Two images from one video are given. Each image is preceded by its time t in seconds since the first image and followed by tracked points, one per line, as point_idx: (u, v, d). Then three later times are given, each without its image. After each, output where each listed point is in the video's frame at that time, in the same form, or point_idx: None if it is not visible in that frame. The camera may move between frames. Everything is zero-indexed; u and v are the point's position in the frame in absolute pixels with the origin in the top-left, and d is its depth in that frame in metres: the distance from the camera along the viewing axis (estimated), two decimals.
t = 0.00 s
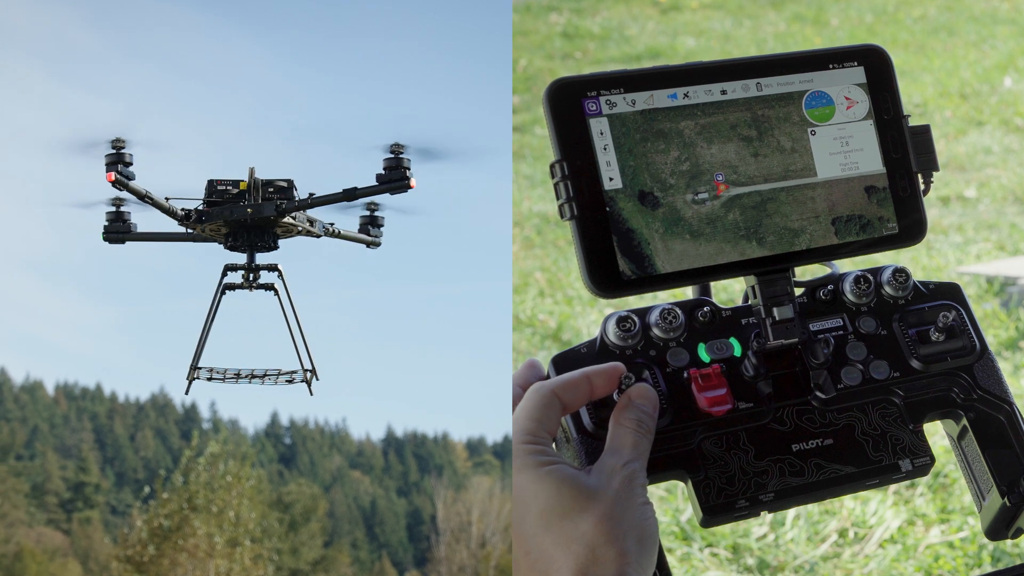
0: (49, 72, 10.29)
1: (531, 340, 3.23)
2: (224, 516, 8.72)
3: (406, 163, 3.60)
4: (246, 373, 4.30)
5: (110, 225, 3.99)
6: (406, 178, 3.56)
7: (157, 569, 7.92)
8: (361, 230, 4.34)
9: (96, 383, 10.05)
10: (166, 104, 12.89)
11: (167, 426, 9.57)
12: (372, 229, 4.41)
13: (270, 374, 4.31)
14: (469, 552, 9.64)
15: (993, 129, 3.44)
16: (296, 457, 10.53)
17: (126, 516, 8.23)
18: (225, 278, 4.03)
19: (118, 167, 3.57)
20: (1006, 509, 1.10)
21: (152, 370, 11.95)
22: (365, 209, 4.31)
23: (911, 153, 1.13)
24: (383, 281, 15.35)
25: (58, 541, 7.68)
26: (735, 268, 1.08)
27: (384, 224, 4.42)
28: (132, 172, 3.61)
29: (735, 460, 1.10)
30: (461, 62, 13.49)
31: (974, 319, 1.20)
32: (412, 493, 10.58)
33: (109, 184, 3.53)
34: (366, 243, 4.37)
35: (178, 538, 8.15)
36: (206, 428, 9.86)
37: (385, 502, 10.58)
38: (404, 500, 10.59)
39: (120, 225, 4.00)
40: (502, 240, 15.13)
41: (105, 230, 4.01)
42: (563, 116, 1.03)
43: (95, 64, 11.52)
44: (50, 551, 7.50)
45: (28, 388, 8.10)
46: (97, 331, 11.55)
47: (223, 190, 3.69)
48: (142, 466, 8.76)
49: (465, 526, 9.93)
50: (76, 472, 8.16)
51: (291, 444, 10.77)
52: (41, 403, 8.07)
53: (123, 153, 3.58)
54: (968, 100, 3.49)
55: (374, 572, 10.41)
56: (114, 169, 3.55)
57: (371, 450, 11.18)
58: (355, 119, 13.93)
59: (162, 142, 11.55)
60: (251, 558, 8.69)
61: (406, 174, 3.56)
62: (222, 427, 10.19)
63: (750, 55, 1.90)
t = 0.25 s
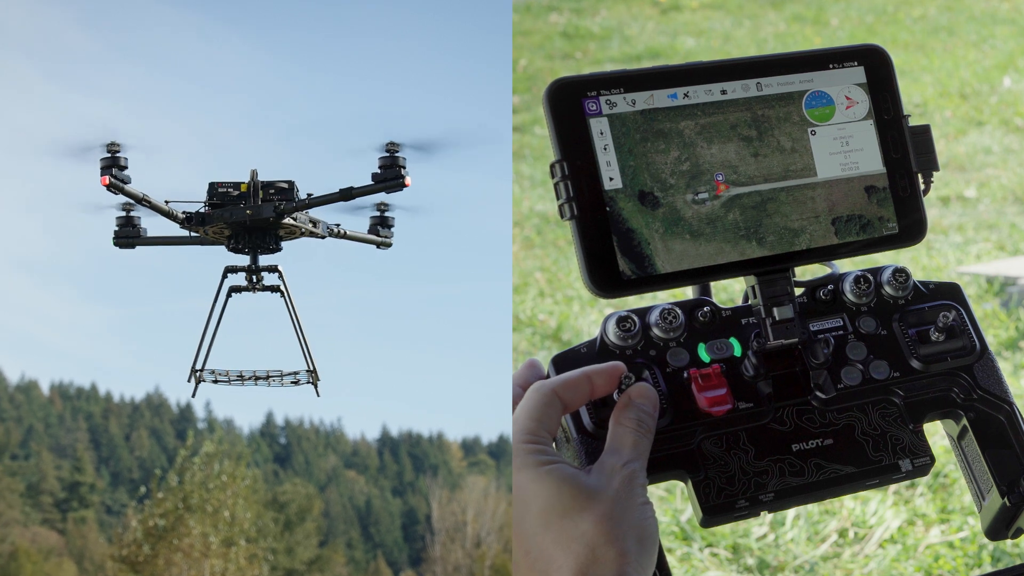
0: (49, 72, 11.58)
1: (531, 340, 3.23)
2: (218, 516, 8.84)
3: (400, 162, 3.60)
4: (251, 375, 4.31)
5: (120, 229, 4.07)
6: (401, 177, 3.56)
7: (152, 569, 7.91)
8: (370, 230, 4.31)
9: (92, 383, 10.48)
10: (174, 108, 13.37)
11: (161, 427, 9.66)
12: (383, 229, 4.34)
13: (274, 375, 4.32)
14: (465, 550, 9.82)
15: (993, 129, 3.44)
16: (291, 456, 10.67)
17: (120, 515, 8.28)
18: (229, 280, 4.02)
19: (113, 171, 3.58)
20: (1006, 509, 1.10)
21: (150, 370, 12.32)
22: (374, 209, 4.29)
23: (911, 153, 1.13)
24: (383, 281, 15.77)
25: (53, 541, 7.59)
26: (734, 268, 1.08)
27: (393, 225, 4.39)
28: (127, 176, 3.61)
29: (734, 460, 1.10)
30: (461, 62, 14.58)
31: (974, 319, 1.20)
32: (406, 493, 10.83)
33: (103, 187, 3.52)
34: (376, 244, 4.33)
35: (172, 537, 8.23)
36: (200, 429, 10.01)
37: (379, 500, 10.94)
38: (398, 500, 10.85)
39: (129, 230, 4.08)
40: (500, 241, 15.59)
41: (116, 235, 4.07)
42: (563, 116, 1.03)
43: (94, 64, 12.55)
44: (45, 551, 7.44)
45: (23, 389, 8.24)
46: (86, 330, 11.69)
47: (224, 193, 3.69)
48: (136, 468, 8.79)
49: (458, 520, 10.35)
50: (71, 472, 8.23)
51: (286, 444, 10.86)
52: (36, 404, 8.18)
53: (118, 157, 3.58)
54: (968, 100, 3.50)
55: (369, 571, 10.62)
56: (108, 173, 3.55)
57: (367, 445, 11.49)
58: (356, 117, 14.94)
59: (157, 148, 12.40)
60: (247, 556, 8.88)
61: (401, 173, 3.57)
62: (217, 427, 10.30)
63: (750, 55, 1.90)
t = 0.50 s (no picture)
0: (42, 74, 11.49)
1: (531, 340, 3.24)
2: (214, 510, 8.64)
3: (398, 162, 3.61)
4: (257, 378, 4.30)
5: (125, 235, 3.99)
6: (398, 176, 3.58)
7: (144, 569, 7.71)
8: (375, 230, 4.26)
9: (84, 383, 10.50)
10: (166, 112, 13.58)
11: (154, 426, 9.44)
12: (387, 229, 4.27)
13: (279, 377, 4.32)
14: (455, 550, 9.97)
15: (993, 129, 3.44)
16: (283, 456, 10.43)
17: (114, 514, 8.19)
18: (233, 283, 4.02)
19: (111, 177, 3.59)
20: (1006, 509, 1.10)
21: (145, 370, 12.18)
22: (379, 209, 4.23)
23: (912, 153, 1.13)
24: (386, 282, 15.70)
25: (45, 540, 7.65)
26: (734, 268, 1.08)
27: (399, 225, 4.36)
28: (125, 181, 3.62)
29: (735, 460, 1.10)
30: (461, 62, 14.36)
31: (975, 319, 1.20)
32: (399, 493, 10.71)
33: (102, 194, 3.56)
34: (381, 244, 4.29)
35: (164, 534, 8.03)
36: (193, 429, 9.79)
37: (373, 498, 10.73)
38: (390, 500, 10.68)
39: (135, 235, 3.99)
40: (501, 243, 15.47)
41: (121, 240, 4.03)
42: (563, 116, 1.03)
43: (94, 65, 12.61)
44: (37, 551, 7.48)
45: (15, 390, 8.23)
46: (74, 330, 11.58)
47: (224, 196, 3.67)
48: (130, 464, 8.74)
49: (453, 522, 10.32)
50: (64, 472, 8.17)
51: (278, 443, 10.65)
52: (28, 404, 8.22)
53: (115, 162, 3.60)
54: (968, 100, 3.50)
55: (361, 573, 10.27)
56: (106, 179, 3.58)
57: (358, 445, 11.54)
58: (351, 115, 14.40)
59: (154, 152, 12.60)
60: (241, 556, 8.73)
61: (399, 172, 3.58)
62: (209, 427, 10.14)
63: (750, 55, 1.90)
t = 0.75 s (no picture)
0: None
1: (530, 340, 3.24)
2: (202, 512, 8.10)
3: (397, 164, 3.62)
4: (261, 380, 4.30)
5: (131, 239, 3.92)
6: (397, 179, 3.57)
7: (135, 570, 7.41)
8: (380, 231, 4.24)
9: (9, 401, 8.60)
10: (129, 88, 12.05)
11: (145, 425, 8.83)
12: (391, 229, 4.26)
13: (282, 380, 4.33)
14: (451, 548, 9.46)
15: (993, 129, 3.44)
16: (274, 456, 9.72)
17: (104, 513, 7.75)
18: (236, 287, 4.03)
19: (111, 183, 3.59)
20: (1006, 509, 1.10)
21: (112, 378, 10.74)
22: (384, 210, 4.22)
23: (911, 153, 1.13)
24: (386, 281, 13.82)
25: (35, 540, 7.36)
26: (734, 268, 1.08)
27: (404, 225, 4.34)
28: (125, 187, 3.61)
29: (735, 460, 1.10)
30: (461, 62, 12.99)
31: (974, 319, 1.20)
32: (390, 493, 9.89)
33: (102, 200, 3.55)
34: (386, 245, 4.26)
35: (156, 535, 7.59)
36: (183, 428, 9.24)
37: (364, 500, 9.94)
38: (381, 500, 9.89)
39: (140, 239, 3.94)
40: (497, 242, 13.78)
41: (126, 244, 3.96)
42: (563, 116, 1.03)
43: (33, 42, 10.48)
44: (27, 551, 7.25)
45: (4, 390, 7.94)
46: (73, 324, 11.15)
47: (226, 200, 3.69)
48: (118, 464, 8.16)
49: (444, 526, 9.77)
50: (54, 472, 7.81)
51: (269, 443, 9.96)
52: (18, 404, 7.94)
53: (115, 168, 3.58)
54: (967, 100, 3.50)
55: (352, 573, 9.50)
56: (106, 185, 3.58)
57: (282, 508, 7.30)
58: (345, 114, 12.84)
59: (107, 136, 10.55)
60: (230, 558, 8.13)
61: (397, 174, 3.58)
62: (200, 426, 9.55)
63: (751, 54, 1.89)
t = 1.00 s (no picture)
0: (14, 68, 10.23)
1: (530, 340, 3.25)
2: (196, 513, 8.09)
3: (394, 167, 3.62)
4: (262, 383, 4.30)
5: (134, 241, 3.90)
6: (394, 181, 3.57)
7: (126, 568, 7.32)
8: (381, 232, 4.24)
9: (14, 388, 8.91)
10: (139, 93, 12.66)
11: (135, 425, 9.03)
12: (393, 230, 4.25)
13: (283, 383, 4.33)
14: (440, 549, 9.63)
15: (994, 129, 3.46)
16: (265, 456, 9.74)
17: (95, 511, 7.78)
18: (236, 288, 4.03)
19: (110, 187, 3.58)
20: (1006, 509, 1.11)
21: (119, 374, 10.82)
22: (386, 210, 4.22)
23: (911, 153, 1.13)
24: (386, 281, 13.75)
25: (24, 540, 7.17)
26: (734, 268, 1.08)
27: (405, 225, 4.32)
28: (124, 192, 3.60)
29: (735, 460, 1.09)
30: (460, 64, 13.52)
31: (974, 318, 1.20)
32: (380, 492, 9.78)
33: (100, 204, 3.54)
34: (387, 246, 4.26)
35: (143, 537, 7.52)
36: (173, 428, 9.46)
37: (352, 501, 10.04)
38: (371, 499, 9.80)
39: (144, 242, 3.93)
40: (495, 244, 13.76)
41: (129, 246, 3.93)
42: (563, 116, 1.03)
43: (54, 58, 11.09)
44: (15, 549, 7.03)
45: None
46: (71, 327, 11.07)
47: (227, 203, 3.73)
48: (110, 461, 8.26)
49: (435, 523, 10.13)
50: (44, 471, 7.78)
51: (260, 442, 9.96)
52: (9, 403, 7.69)
53: (115, 172, 3.59)
54: (968, 99, 3.49)
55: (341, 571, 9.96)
56: (105, 189, 3.57)
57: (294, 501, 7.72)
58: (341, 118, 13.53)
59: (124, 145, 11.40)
60: (222, 559, 8.12)
61: (394, 177, 3.58)
62: (190, 425, 9.69)
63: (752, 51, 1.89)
